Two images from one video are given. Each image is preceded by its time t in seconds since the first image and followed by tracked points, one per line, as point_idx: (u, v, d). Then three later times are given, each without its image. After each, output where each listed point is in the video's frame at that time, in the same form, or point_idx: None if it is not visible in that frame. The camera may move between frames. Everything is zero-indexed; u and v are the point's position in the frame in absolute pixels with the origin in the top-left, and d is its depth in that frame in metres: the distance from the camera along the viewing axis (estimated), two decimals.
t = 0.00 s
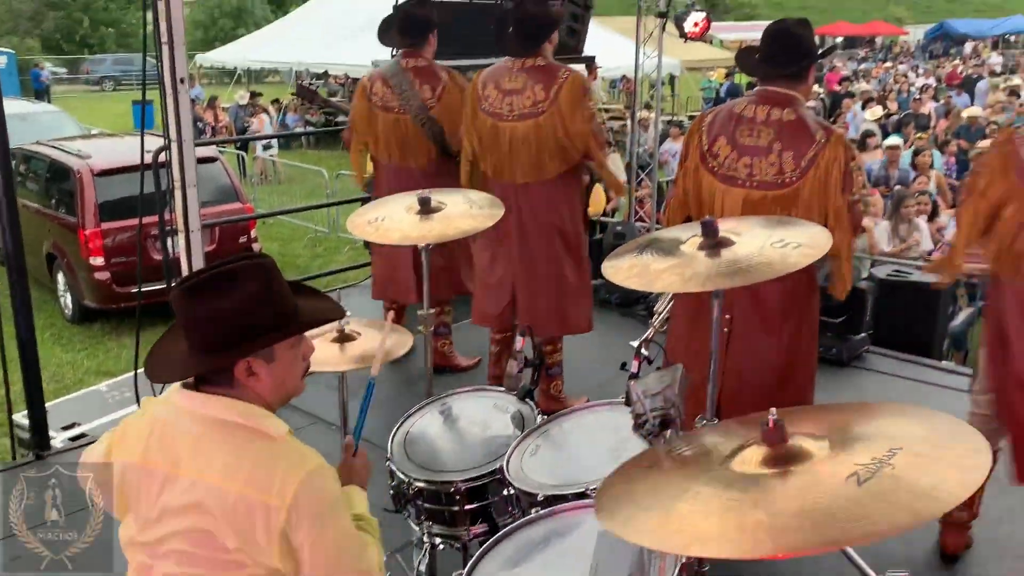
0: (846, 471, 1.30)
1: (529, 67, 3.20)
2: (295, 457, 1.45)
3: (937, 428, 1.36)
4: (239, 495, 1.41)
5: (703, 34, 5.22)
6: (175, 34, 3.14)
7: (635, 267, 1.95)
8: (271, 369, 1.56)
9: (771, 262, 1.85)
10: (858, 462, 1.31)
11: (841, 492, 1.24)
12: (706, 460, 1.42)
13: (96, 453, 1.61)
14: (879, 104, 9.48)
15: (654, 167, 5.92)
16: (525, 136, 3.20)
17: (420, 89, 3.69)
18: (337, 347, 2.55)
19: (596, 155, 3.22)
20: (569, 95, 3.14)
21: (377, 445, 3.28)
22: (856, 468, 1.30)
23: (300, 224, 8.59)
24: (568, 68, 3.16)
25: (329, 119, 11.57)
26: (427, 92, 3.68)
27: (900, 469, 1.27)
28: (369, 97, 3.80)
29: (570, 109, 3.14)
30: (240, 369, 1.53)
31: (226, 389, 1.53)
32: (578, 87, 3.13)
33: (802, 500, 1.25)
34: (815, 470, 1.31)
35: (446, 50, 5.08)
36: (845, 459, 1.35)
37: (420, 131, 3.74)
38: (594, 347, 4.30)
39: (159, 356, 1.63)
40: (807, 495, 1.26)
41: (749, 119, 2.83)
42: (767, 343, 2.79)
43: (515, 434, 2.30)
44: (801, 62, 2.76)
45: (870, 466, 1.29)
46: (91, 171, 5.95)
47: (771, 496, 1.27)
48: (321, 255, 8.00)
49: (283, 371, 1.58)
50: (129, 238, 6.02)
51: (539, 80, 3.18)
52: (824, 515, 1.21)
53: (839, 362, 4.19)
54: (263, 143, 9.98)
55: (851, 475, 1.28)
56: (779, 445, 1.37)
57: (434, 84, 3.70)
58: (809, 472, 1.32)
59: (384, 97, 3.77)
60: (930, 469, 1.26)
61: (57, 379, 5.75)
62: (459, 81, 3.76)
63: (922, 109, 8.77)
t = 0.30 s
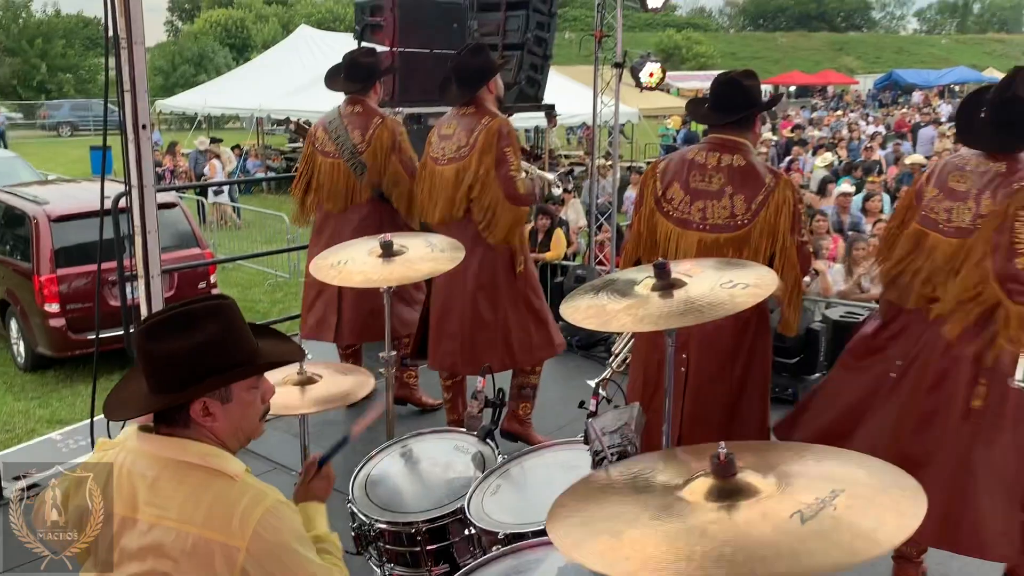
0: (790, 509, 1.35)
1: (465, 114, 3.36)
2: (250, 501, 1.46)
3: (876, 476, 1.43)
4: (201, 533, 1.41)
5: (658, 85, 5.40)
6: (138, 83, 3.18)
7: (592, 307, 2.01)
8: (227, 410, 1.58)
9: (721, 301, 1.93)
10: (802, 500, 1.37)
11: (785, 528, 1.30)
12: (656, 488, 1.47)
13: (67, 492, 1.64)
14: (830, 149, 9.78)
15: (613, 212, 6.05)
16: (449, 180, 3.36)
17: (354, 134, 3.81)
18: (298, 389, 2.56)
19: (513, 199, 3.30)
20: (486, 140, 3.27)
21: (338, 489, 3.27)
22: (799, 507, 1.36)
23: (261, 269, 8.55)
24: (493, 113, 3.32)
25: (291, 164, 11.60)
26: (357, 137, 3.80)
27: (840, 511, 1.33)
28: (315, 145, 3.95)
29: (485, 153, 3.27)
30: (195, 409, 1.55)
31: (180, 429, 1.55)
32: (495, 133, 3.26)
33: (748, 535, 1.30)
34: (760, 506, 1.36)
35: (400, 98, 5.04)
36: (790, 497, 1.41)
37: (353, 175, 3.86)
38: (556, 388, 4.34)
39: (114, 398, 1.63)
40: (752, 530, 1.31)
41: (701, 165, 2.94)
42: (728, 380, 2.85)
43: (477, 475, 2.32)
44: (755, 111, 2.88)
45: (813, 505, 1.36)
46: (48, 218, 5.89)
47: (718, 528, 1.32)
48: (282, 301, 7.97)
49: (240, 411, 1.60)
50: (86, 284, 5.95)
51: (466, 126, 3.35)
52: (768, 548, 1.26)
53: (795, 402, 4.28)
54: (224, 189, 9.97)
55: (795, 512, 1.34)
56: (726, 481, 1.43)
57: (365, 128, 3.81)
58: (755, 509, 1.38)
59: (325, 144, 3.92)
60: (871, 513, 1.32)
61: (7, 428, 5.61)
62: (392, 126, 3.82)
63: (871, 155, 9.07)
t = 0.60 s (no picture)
0: (710, 548, 1.41)
1: (397, 148, 3.44)
2: (178, 540, 1.44)
3: (790, 519, 1.51)
4: None
5: (594, 123, 5.55)
6: (70, 118, 3.14)
7: (524, 337, 2.05)
8: (159, 450, 1.55)
9: (647, 330, 1.99)
10: (721, 539, 1.44)
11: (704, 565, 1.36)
12: (582, 514, 1.51)
13: None
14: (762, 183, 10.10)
15: (553, 246, 6.15)
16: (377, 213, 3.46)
17: (276, 170, 3.86)
18: (232, 425, 2.53)
19: (432, 227, 3.36)
20: (407, 172, 3.37)
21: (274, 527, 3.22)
22: (718, 547, 1.42)
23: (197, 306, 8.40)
24: (425, 145, 3.40)
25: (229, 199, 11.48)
26: (276, 171, 3.85)
27: (755, 555, 1.39)
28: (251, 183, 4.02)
29: (405, 184, 3.37)
30: (126, 446, 1.52)
31: (111, 465, 1.53)
32: (417, 165, 3.35)
33: (670, 570, 1.35)
34: (681, 543, 1.42)
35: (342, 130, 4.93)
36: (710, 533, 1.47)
37: (273, 210, 3.90)
38: (496, 421, 4.36)
39: (44, 433, 1.60)
40: (674, 566, 1.35)
41: (631, 201, 3.05)
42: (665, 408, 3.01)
43: (413, 508, 2.33)
44: (680, 150, 3.01)
45: (733, 545, 1.42)
46: None
47: (641, 561, 1.37)
48: (220, 338, 7.84)
49: (171, 453, 1.57)
50: (13, 323, 5.76)
51: (393, 160, 3.45)
52: None
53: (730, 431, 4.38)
54: (160, 225, 9.80)
55: (713, 552, 1.40)
56: (651, 513, 1.48)
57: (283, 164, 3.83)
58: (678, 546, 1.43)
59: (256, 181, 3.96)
60: (784, 559, 1.39)
61: None
62: (307, 161, 3.81)
63: (800, 189, 9.39)
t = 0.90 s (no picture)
0: (609, 551, 1.46)
1: (317, 173, 3.38)
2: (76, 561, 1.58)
3: (692, 512, 1.57)
4: None
5: (513, 147, 5.58)
6: None
7: (430, 362, 2.03)
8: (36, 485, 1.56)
9: (553, 351, 2.00)
10: (619, 543, 1.48)
11: (604, 572, 1.39)
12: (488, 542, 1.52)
13: None
14: (680, 206, 10.32)
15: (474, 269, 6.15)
16: (298, 240, 3.38)
17: (185, 197, 3.75)
18: (132, 459, 2.42)
19: (354, 256, 3.30)
20: (328, 197, 3.29)
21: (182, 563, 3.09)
22: (617, 547, 1.47)
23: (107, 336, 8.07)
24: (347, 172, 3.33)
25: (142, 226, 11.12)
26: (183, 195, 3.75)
27: (654, 549, 1.45)
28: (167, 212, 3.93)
29: (324, 211, 3.29)
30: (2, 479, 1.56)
31: None
32: (338, 190, 3.28)
33: None
34: (582, 554, 1.45)
35: (253, 155, 4.85)
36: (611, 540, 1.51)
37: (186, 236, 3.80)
38: (416, 447, 4.30)
39: None
40: None
41: (546, 225, 3.06)
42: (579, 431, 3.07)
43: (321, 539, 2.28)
44: (590, 173, 3.06)
45: (630, 545, 1.47)
46: None
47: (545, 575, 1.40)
48: (131, 368, 7.54)
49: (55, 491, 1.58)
50: None
51: (313, 187, 3.38)
52: None
53: (648, 450, 4.43)
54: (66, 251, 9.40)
55: (613, 553, 1.45)
56: (555, 533, 1.51)
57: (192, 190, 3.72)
58: (579, 557, 1.46)
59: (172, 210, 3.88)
60: (679, 550, 1.45)
61: None
62: (214, 186, 3.69)
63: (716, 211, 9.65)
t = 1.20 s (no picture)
0: (516, 558, 1.49)
1: (261, 186, 3.27)
2: None
3: (601, 518, 1.61)
4: None
5: (447, 157, 5.59)
6: None
7: (347, 373, 2.02)
8: None
9: (471, 361, 2.01)
10: (526, 549, 1.51)
11: None
12: (395, 553, 1.53)
13: None
14: (617, 216, 10.47)
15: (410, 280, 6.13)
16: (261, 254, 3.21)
17: (131, 207, 3.60)
18: (40, 477, 2.36)
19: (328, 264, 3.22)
20: (295, 209, 3.21)
21: None
22: (525, 553, 1.50)
23: (30, 350, 7.81)
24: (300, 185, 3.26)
25: (70, 236, 10.80)
26: (132, 210, 3.60)
27: (561, 554, 1.49)
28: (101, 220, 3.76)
29: (294, 221, 3.20)
30: None
31: None
32: (304, 203, 3.21)
33: None
34: (489, 561, 1.47)
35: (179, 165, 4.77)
36: (519, 547, 1.54)
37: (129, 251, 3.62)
38: (347, 459, 4.27)
39: None
40: None
41: (473, 237, 3.08)
42: (509, 433, 3.08)
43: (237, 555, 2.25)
44: (516, 184, 3.09)
45: (536, 552, 1.50)
46: None
47: None
48: (55, 382, 7.32)
49: None
50: None
51: (267, 198, 3.26)
52: None
53: (581, 458, 4.48)
54: None
55: (520, 559, 1.48)
56: (465, 542, 1.53)
57: (141, 201, 3.59)
58: (487, 564, 1.48)
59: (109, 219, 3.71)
60: (584, 554, 1.48)
61: None
62: (170, 197, 3.60)
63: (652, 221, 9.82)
